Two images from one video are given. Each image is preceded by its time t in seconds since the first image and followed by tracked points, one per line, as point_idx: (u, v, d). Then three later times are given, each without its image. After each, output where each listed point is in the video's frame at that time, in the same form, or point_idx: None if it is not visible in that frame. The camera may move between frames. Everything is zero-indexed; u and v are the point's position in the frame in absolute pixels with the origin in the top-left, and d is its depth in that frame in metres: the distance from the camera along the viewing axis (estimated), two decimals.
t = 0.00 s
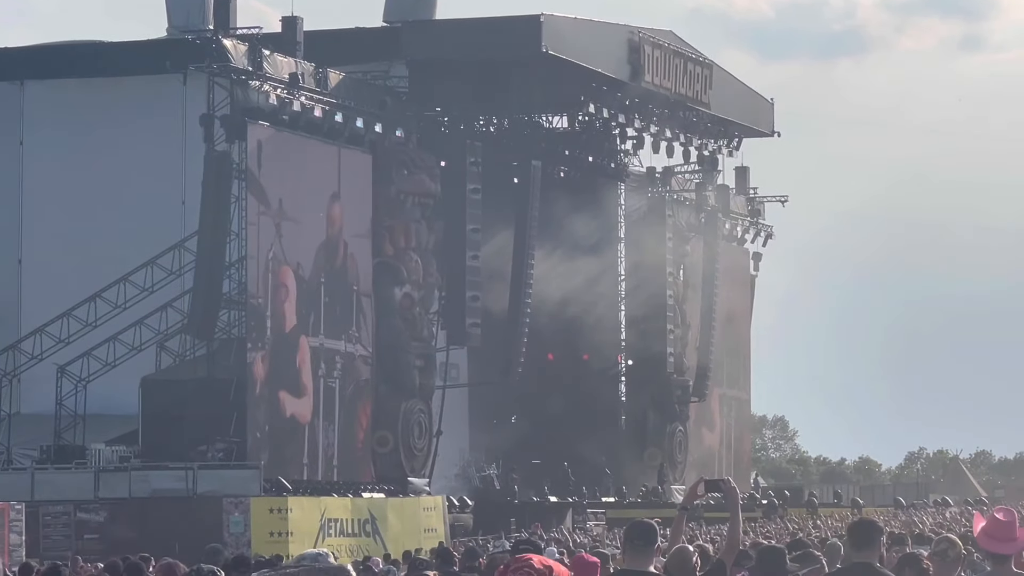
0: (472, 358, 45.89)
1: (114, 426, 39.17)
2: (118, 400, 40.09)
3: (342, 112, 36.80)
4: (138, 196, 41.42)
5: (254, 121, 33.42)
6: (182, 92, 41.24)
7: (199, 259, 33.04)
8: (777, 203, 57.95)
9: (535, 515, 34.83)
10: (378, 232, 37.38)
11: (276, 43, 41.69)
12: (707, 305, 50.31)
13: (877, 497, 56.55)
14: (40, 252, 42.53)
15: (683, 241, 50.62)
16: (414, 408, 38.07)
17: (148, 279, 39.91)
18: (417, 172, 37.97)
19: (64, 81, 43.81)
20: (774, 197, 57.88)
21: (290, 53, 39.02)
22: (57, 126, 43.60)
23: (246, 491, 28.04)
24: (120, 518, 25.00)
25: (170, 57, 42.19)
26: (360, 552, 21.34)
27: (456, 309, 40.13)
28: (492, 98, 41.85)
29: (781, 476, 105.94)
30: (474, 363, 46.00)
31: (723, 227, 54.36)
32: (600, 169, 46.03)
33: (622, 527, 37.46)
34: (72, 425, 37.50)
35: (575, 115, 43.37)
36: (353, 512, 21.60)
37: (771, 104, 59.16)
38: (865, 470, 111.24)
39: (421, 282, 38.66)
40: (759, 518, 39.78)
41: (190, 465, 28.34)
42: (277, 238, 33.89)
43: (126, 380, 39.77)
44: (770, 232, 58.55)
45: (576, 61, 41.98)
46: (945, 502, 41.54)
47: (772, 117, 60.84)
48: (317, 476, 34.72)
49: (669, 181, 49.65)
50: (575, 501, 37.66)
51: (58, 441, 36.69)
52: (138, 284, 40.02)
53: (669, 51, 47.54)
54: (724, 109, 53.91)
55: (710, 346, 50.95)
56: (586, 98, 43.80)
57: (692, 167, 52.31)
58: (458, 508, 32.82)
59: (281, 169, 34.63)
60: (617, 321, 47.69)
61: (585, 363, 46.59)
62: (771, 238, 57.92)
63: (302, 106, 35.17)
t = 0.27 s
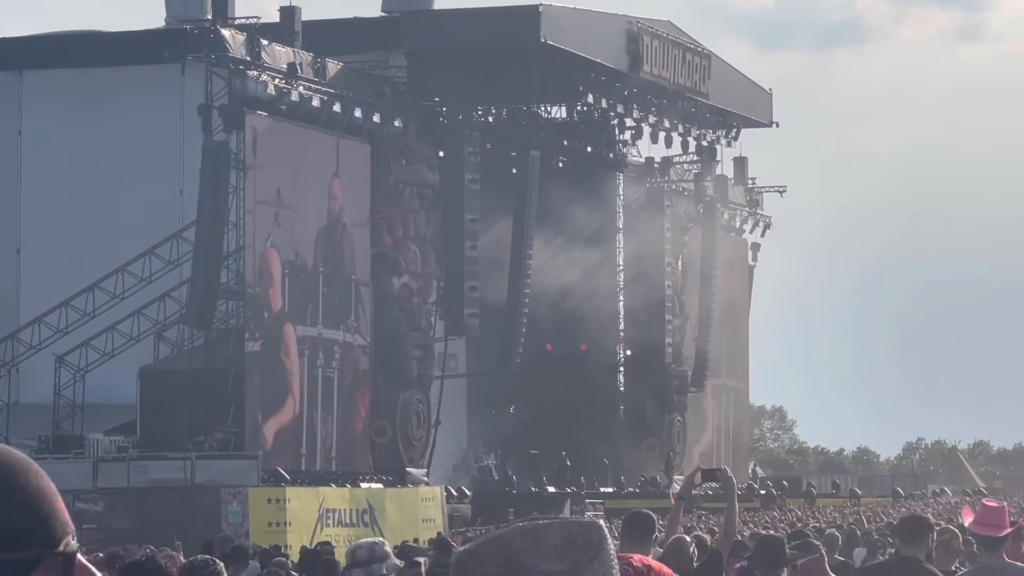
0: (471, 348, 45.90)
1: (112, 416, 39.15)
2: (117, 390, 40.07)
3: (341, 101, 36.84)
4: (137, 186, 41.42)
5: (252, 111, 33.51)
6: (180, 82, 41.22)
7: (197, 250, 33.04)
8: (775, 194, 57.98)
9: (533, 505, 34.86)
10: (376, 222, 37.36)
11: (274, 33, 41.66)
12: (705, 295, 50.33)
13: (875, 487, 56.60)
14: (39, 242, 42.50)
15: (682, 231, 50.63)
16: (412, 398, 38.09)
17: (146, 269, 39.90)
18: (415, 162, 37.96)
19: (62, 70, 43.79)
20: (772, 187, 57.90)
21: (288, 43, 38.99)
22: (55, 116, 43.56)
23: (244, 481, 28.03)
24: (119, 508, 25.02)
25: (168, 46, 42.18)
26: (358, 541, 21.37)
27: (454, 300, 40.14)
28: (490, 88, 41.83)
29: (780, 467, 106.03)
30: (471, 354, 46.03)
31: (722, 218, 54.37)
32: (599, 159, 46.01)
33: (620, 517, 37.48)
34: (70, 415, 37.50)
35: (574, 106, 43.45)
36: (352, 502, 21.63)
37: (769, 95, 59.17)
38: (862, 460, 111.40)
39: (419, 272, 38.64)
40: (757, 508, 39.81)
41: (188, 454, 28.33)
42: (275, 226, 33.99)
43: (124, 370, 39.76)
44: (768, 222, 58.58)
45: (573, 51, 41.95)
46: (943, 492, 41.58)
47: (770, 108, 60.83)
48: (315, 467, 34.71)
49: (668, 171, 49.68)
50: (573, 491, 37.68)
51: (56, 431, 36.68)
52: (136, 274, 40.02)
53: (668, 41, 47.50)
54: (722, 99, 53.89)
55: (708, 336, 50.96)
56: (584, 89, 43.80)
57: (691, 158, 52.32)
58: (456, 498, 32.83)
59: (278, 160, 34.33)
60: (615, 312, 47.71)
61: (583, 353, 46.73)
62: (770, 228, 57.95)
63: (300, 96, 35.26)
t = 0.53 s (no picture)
0: (474, 339, 45.91)
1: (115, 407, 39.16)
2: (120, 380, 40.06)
3: (344, 91, 36.85)
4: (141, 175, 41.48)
5: (254, 101, 33.43)
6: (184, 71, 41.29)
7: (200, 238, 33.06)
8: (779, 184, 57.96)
9: (537, 495, 34.89)
10: (379, 212, 37.37)
11: (277, 23, 41.65)
12: (708, 285, 50.34)
13: (878, 478, 56.61)
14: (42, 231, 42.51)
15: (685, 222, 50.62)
16: (415, 388, 38.11)
17: (149, 259, 39.96)
18: (418, 152, 37.94)
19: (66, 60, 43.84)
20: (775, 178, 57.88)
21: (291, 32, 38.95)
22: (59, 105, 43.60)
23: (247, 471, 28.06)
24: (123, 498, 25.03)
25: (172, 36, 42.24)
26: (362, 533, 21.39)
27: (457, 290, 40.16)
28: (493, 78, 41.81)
29: (782, 456, 106.11)
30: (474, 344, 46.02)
31: (725, 208, 54.31)
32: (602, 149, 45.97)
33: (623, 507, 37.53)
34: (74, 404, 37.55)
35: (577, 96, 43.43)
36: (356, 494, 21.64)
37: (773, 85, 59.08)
38: (864, 450, 111.56)
39: (423, 262, 38.60)
40: (760, 498, 39.84)
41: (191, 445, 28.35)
42: (277, 215, 33.78)
43: (127, 360, 39.82)
44: (771, 212, 58.56)
45: (578, 41, 41.89)
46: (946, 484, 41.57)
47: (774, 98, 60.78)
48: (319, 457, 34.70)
49: (671, 162, 49.60)
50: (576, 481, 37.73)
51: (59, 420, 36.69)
52: (139, 264, 40.08)
53: (671, 31, 47.44)
54: (726, 90, 53.84)
55: (711, 327, 50.92)
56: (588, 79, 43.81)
57: (694, 148, 52.28)
58: (459, 488, 32.89)
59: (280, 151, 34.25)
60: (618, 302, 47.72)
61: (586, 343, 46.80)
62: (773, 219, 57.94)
63: (305, 86, 35.27)
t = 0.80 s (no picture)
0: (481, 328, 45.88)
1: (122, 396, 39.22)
2: (128, 369, 40.11)
3: (351, 80, 37.03)
4: (148, 163, 41.44)
5: (262, 90, 33.48)
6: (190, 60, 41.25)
7: (207, 228, 33.02)
8: (786, 173, 57.90)
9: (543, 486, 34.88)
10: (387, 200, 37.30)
11: (284, 12, 41.60)
12: (716, 275, 50.28)
13: (886, 468, 56.54)
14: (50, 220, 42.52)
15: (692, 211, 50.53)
16: (423, 377, 38.08)
17: (156, 248, 39.96)
18: (426, 141, 37.75)
19: (72, 47, 43.83)
20: (782, 167, 57.82)
21: (298, 21, 38.90)
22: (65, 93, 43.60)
23: (253, 460, 28.02)
24: (128, 488, 25.00)
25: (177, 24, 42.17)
26: (368, 521, 21.40)
27: (465, 279, 40.08)
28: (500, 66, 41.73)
29: (791, 447, 106.02)
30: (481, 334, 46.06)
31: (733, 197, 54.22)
32: (610, 139, 45.86)
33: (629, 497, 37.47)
34: (80, 394, 37.57)
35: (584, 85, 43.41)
36: (361, 482, 21.67)
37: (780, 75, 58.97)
38: (872, 440, 111.45)
39: (430, 252, 38.61)
40: (766, 488, 39.81)
41: (196, 434, 28.34)
42: (282, 200, 33.73)
43: (135, 348, 39.82)
44: (778, 202, 58.48)
45: (585, 30, 41.77)
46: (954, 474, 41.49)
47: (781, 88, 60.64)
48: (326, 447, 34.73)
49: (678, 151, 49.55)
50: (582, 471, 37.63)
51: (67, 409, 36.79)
52: (146, 253, 40.07)
53: (678, 21, 47.33)
54: (733, 79, 53.74)
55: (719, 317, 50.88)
56: (595, 68, 43.82)
57: (701, 138, 52.16)
58: (465, 477, 32.85)
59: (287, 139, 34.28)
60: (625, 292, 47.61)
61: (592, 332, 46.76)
62: (780, 209, 57.88)
63: (311, 74, 35.35)
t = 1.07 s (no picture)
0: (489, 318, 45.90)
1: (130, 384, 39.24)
2: (137, 357, 40.15)
3: (361, 70, 36.67)
4: (157, 152, 41.39)
5: (271, 79, 33.44)
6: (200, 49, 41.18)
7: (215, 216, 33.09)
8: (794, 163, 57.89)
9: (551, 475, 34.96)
10: (396, 189, 37.44)
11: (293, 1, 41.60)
12: (725, 265, 50.29)
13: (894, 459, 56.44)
14: (58, 208, 42.48)
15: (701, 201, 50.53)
16: (431, 366, 38.14)
17: (165, 237, 39.98)
18: (435, 130, 38.08)
19: (81, 36, 43.74)
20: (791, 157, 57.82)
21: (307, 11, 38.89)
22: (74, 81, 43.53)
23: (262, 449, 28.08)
24: (137, 476, 25.07)
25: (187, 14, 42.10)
26: (376, 510, 21.42)
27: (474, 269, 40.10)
28: (509, 56, 41.73)
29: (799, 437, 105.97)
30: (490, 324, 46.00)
31: (742, 187, 54.10)
32: (619, 129, 45.82)
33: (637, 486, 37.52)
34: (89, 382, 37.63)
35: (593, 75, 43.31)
36: (369, 472, 21.65)
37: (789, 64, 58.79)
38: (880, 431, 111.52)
39: (439, 241, 38.54)
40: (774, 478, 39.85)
41: (205, 423, 28.39)
42: (287, 189, 33.66)
43: (144, 337, 39.87)
44: (787, 192, 58.48)
45: (594, 20, 41.68)
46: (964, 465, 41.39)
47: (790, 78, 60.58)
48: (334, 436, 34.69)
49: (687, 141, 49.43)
50: (590, 461, 37.68)
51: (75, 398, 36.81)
52: (155, 242, 40.10)
53: (687, 11, 47.29)
54: (742, 69, 53.70)
55: (728, 307, 50.77)
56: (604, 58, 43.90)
57: (710, 128, 52.15)
58: (474, 466, 32.92)
59: (298, 128, 34.39)
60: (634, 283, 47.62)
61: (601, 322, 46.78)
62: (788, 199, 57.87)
63: (321, 64, 35.05)
